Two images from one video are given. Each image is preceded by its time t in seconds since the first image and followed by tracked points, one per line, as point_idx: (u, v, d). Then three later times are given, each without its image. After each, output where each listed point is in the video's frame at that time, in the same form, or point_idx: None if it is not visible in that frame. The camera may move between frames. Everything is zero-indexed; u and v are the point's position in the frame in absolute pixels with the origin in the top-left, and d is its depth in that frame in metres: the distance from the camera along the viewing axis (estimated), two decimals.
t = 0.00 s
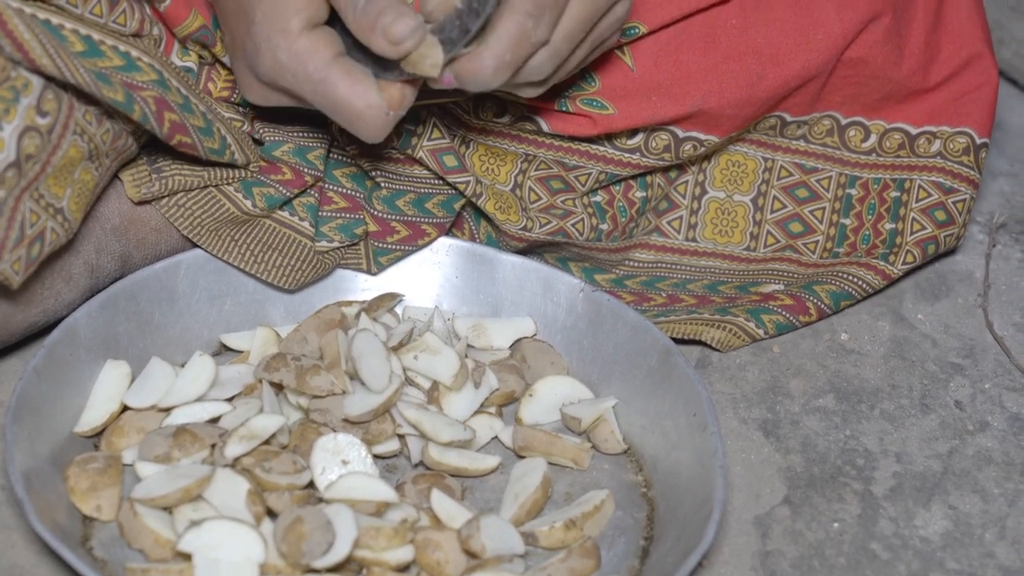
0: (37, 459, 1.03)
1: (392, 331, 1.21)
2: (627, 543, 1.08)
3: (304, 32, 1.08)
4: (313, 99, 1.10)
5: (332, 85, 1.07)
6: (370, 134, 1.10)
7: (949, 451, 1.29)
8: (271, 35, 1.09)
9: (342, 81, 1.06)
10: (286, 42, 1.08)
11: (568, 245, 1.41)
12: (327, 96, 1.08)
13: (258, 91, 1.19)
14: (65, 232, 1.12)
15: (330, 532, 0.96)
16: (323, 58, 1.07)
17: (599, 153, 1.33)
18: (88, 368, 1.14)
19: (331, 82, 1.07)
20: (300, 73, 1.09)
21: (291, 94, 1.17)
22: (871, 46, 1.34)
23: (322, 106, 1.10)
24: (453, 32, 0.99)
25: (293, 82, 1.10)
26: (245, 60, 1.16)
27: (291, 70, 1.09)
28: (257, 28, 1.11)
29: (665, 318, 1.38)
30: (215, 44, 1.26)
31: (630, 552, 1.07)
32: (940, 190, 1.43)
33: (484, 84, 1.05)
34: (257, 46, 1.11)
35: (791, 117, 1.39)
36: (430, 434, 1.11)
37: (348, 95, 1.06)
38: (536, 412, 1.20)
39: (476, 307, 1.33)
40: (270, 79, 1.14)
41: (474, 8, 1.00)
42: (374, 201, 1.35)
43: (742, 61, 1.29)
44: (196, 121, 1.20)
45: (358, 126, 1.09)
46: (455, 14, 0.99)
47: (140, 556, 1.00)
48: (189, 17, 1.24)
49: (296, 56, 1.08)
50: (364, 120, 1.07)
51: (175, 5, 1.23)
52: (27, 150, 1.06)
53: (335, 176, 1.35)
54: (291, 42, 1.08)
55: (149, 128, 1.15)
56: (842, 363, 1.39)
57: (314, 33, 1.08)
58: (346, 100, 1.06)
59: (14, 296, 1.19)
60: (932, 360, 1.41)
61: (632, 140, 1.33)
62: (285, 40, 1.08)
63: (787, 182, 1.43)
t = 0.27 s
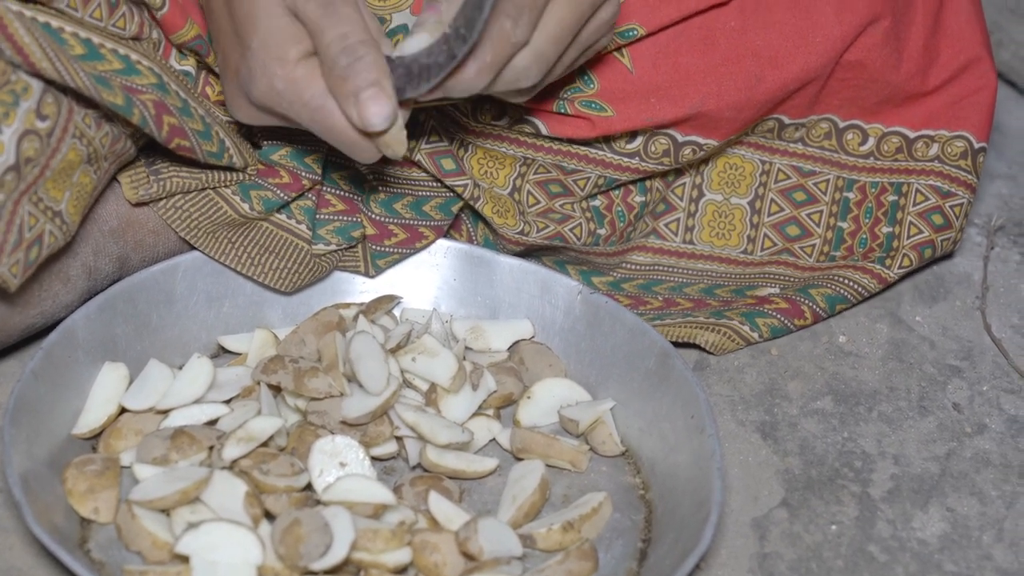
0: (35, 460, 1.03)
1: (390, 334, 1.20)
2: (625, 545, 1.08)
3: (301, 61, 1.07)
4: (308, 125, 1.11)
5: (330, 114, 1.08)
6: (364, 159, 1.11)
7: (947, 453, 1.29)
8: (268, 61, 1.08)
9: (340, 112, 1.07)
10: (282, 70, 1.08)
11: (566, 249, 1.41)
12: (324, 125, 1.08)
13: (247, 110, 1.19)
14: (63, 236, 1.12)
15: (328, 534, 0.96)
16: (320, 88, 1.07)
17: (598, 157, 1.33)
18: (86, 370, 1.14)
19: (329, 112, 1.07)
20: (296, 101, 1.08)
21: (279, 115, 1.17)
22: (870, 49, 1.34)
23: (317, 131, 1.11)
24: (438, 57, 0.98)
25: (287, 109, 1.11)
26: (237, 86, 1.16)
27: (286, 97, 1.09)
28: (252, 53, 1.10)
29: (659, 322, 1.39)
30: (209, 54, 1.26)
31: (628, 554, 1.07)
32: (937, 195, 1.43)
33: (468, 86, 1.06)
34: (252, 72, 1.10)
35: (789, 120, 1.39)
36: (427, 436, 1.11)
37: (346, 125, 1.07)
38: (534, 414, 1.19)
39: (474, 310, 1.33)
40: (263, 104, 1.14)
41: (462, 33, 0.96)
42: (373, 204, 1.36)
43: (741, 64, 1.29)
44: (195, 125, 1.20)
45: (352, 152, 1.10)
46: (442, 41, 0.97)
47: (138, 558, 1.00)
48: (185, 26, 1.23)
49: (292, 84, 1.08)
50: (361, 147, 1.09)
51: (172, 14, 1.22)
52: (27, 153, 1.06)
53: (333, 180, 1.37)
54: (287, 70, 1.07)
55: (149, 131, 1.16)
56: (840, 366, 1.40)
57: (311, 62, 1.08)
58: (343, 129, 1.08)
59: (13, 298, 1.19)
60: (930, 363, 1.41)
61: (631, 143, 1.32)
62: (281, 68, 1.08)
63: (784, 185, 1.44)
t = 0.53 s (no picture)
0: (36, 461, 1.03)
1: (391, 335, 1.21)
2: (626, 547, 1.08)
3: (296, 44, 1.06)
4: (289, 112, 1.10)
5: (310, 107, 1.06)
6: (335, 163, 1.10)
7: (948, 456, 1.29)
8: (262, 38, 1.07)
9: (320, 107, 1.06)
10: (274, 51, 1.07)
11: (567, 250, 1.42)
12: (305, 116, 1.08)
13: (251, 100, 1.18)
14: (63, 236, 1.12)
15: (329, 536, 0.96)
16: (308, 76, 1.06)
17: (602, 158, 1.33)
18: (87, 371, 1.14)
19: (310, 103, 1.06)
20: (284, 84, 1.08)
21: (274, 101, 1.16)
22: (871, 48, 1.34)
23: (299, 123, 1.10)
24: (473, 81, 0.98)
25: (275, 93, 1.10)
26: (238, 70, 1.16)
27: (275, 79, 1.08)
28: (249, 32, 1.09)
29: (661, 325, 1.39)
30: (212, 54, 1.25)
31: (628, 556, 1.07)
32: (938, 193, 1.43)
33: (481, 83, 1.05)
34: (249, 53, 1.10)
35: (790, 119, 1.39)
36: (429, 438, 1.11)
37: (323, 120, 1.06)
38: (536, 416, 1.20)
39: (475, 311, 1.33)
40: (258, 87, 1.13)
41: (504, 60, 0.97)
42: (374, 205, 1.35)
43: (741, 62, 1.29)
44: (196, 125, 1.20)
45: (326, 152, 1.09)
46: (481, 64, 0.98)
47: (139, 560, 1.00)
48: (187, 28, 1.22)
49: (282, 66, 1.07)
50: (331, 147, 1.08)
51: (175, 15, 1.21)
52: (27, 154, 1.06)
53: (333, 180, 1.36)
54: (280, 52, 1.06)
55: (150, 132, 1.15)
56: (841, 368, 1.40)
57: (305, 48, 1.06)
58: (318, 124, 1.06)
59: (13, 299, 1.19)
60: (931, 365, 1.41)
61: (632, 145, 1.32)
62: (273, 48, 1.07)
63: (785, 185, 1.44)
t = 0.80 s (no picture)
0: (42, 463, 1.03)
1: (396, 337, 1.22)
2: (631, 550, 1.08)
3: (327, 23, 1.07)
4: (327, 91, 1.10)
5: (349, 83, 1.07)
6: (378, 136, 1.11)
7: (953, 459, 1.29)
8: (292, 21, 1.07)
9: (358, 81, 1.07)
10: (307, 31, 1.07)
11: (572, 250, 1.41)
12: (343, 91, 1.08)
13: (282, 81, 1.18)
14: (68, 237, 1.12)
15: (334, 538, 0.96)
16: (342, 53, 1.06)
17: (609, 160, 1.33)
18: (92, 372, 1.14)
19: (348, 80, 1.07)
20: (319, 64, 1.08)
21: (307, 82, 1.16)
22: (876, 49, 1.34)
23: (336, 101, 1.11)
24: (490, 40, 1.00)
25: (311, 74, 1.10)
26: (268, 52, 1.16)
27: (310, 60, 1.09)
28: (278, 18, 1.09)
29: (667, 327, 1.39)
30: (223, 46, 1.26)
31: (633, 559, 1.07)
32: (943, 194, 1.43)
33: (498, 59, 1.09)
34: (279, 36, 1.10)
35: (795, 120, 1.39)
36: (435, 440, 1.11)
37: (363, 95, 1.07)
38: (541, 419, 1.20)
39: (481, 314, 1.33)
40: (292, 70, 1.14)
41: (515, 15, 0.99)
42: (379, 207, 1.35)
43: (747, 63, 1.29)
44: (200, 125, 1.20)
45: (367, 127, 1.10)
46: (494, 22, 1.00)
47: (144, 561, 1.00)
48: (195, 21, 1.24)
49: (316, 46, 1.07)
50: (374, 121, 1.09)
51: (181, 9, 1.23)
52: (31, 154, 1.06)
53: (340, 180, 1.34)
54: (313, 32, 1.07)
55: (156, 133, 1.15)
56: (846, 371, 1.40)
57: (337, 26, 1.07)
58: (358, 99, 1.08)
59: (19, 300, 1.19)
60: (936, 368, 1.41)
61: (637, 146, 1.33)
62: (306, 30, 1.07)
63: (790, 186, 1.43)
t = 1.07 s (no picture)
0: (46, 464, 1.03)
1: (400, 339, 1.22)
2: (635, 552, 1.08)
3: (331, 35, 1.08)
4: (337, 101, 1.10)
5: (361, 85, 1.07)
6: (395, 137, 1.10)
7: (958, 462, 1.29)
8: (297, 40, 1.09)
9: (369, 82, 1.07)
10: (313, 44, 1.08)
11: (575, 253, 1.42)
12: (355, 97, 1.08)
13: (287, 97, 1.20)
14: (74, 238, 1.12)
15: (339, 540, 0.96)
16: (349, 61, 1.07)
17: (613, 162, 1.34)
18: (97, 373, 1.14)
19: (359, 83, 1.07)
20: (327, 74, 1.08)
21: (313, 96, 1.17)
22: (880, 52, 1.34)
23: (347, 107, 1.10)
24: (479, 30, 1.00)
25: (319, 86, 1.10)
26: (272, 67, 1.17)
27: (317, 73, 1.09)
28: (284, 34, 1.10)
29: (671, 329, 1.39)
30: (228, 45, 1.27)
31: (638, 561, 1.07)
32: (948, 196, 1.43)
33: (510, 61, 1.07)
34: (283, 52, 1.10)
35: (799, 123, 1.39)
36: (438, 442, 1.11)
37: (378, 96, 1.07)
38: (544, 422, 1.20)
39: (484, 316, 1.33)
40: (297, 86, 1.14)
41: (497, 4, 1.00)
42: (383, 208, 1.35)
43: (752, 65, 1.29)
44: (206, 127, 1.19)
45: (383, 128, 1.09)
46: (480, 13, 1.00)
47: (148, 563, 1.00)
48: (201, 21, 1.24)
49: (322, 58, 1.08)
50: (391, 118, 1.08)
51: (187, 9, 1.23)
52: (38, 155, 1.06)
53: (343, 182, 1.34)
54: (319, 44, 1.08)
55: (161, 134, 1.15)
56: (850, 374, 1.39)
57: (341, 36, 1.08)
58: (373, 99, 1.07)
59: (24, 300, 1.19)
60: (941, 371, 1.41)
61: (641, 147, 1.33)
62: (311, 42, 1.08)
63: (795, 189, 1.44)
